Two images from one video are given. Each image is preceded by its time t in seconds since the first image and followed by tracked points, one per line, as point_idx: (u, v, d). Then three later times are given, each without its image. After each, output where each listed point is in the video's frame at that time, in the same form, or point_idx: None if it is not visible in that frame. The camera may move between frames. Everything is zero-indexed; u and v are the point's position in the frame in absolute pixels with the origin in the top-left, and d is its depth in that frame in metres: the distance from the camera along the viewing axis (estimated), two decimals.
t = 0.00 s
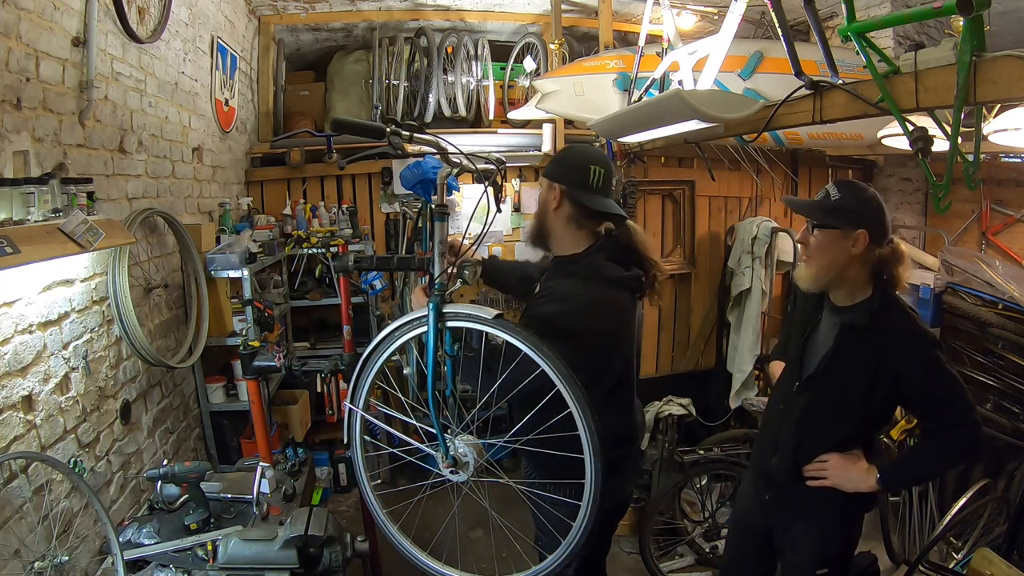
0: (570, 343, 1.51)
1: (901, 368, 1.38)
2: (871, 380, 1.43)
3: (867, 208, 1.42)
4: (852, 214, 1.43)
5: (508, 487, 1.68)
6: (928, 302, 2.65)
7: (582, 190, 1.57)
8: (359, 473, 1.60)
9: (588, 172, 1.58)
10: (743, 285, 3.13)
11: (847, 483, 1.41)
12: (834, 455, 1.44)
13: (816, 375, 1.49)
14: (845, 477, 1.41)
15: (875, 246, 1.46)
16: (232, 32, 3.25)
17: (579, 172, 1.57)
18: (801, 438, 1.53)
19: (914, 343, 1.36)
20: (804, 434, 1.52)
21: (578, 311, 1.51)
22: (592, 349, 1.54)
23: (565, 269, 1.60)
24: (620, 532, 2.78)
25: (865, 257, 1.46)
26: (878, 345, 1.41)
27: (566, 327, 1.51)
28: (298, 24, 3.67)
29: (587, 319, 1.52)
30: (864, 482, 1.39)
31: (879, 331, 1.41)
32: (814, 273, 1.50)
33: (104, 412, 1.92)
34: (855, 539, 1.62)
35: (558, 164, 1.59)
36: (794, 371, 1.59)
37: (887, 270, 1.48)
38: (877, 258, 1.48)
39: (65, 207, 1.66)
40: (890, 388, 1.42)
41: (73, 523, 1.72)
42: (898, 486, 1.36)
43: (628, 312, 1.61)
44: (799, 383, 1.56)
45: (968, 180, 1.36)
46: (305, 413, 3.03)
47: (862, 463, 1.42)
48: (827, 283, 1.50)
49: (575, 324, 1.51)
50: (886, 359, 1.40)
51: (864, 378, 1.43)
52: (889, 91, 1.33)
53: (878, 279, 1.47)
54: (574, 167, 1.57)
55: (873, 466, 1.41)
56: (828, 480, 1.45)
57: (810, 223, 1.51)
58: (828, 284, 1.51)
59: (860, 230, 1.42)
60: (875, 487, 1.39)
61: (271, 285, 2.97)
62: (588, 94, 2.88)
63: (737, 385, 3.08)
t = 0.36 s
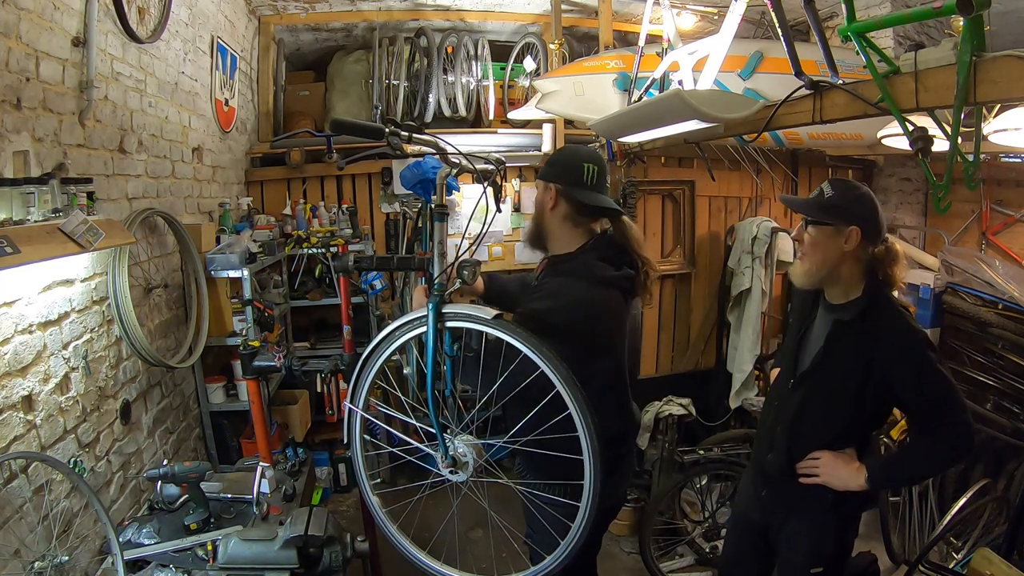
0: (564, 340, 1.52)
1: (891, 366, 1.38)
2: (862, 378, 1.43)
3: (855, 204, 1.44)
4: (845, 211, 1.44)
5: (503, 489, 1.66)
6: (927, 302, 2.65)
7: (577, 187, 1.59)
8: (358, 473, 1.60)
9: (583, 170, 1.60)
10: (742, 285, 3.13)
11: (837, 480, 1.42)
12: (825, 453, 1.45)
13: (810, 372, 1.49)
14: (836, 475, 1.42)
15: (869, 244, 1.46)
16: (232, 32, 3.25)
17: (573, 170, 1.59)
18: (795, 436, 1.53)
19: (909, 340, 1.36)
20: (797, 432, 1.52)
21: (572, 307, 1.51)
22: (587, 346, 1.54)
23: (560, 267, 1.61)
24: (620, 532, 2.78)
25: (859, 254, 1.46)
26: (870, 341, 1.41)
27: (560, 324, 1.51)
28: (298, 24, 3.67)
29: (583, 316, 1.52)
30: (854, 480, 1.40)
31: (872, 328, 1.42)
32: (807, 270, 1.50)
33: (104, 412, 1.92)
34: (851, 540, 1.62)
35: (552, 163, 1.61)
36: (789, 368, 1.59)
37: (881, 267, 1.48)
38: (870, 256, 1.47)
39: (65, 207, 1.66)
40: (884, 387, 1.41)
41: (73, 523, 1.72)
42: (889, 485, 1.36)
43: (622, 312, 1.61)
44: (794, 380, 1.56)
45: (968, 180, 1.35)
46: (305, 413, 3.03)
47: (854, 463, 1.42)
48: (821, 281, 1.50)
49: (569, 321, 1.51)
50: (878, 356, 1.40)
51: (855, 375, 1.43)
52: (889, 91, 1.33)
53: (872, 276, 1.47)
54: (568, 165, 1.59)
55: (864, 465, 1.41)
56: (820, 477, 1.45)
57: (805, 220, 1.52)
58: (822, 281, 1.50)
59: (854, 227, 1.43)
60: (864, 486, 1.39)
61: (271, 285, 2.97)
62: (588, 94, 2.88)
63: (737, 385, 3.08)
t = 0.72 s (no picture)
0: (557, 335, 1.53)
1: (890, 364, 1.37)
2: (861, 376, 1.43)
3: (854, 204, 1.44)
4: (845, 211, 1.45)
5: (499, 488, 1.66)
6: (927, 302, 2.65)
7: (577, 191, 1.58)
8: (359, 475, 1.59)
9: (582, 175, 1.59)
10: (742, 285, 3.13)
11: (837, 478, 1.42)
12: (824, 450, 1.45)
13: (810, 371, 1.49)
14: (835, 472, 1.42)
15: (868, 243, 1.45)
16: (232, 32, 3.25)
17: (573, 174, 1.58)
18: (795, 434, 1.53)
19: (908, 339, 1.36)
20: (797, 430, 1.52)
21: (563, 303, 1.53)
22: (579, 341, 1.54)
23: (553, 261, 1.62)
24: (620, 531, 2.78)
25: (858, 254, 1.46)
26: (868, 339, 1.41)
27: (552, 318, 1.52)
28: (298, 24, 3.67)
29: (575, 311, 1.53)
30: (852, 478, 1.40)
31: (870, 326, 1.42)
32: (807, 270, 1.50)
33: (104, 412, 1.92)
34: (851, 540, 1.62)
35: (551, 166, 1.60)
36: (789, 367, 1.59)
37: (879, 266, 1.47)
38: (869, 254, 1.47)
39: (65, 207, 1.66)
40: (883, 387, 1.42)
41: (73, 523, 1.72)
42: (888, 482, 1.36)
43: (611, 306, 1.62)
44: (794, 378, 1.56)
45: (968, 179, 1.35)
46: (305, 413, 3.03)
47: (853, 460, 1.43)
48: (821, 280, 1.49)
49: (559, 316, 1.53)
50: (876, 354, 1.40)
51: (854, 374, 1.43)
52: (889, 91, 1.33)
53: (870, 275, 1.46)
54: (568, 169, 1.58)
55: (864, 462, 1.41)
56: (820, 474, 1.46)
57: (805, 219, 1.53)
58: (823, 281, 1.49)
59: (854, 227, 1.43)
60: (863, 483, 1.39)
61: (271, 285, 2.98)
62: (588, 94, 2.88)
63: (738, 385, 3.08)
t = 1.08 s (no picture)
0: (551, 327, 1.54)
1: (892, 362, 1.38)
2: (863, 376, 1.42)
3: (857, 205, 1.44)
4: (849, 211, 1.44)
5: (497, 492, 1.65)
6: (927, 302, 2.66)
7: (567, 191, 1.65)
8: (360, 479, 1.59)
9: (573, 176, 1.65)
10: (742, 285, 3.13)
11: (841, 476, 1.42)
12: (828, 449, 1.45)
13: (812, 371, 1.49)
14: (840, 470, 1.42)
15: (870, 242, 1.45)
16: (232, 32, 3.25)
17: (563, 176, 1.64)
18: (797, 433, 1.53)
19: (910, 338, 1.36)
20: (800, 430, 1.52)
21: (555, 293, 1.55)
22: (573, 334, 1.56)
23: (551, 257, 1.63)
24: (621, 531, 2.78)
25: (860, 254, 1.46)
26: (869, 339, 1.41)
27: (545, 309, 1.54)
28: (298, 24, 3.67)
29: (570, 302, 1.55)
30: (856, 476, 1.40)
31: (871, 326, 1.42)
32: (812, 271, 1.50)
33: (104, 412, 1.92)
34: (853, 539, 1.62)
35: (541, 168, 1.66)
36: (790, 367, 1.59)
37: (880, 265, 1.48)
38: (870, 253, 1.47)
39: (65, 207, 1.66)
40: (884, 385, 1.41)
41: (73, 523, 1.72)
42: (891, 480, 1.36)
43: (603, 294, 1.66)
44: (796, 378, 1.55)
45: (968, 179, 1.35)
46: (305, 413, 3.03)
47: (857, 457, 1.42)
48: (824, 281, 1.50)
49: (553, 307, 1.55)
50: (876, 353, 1.40)
51: (855, 373, 1.43)
52: (889, 91, 1.33)
53: (871, 275, 1.46)
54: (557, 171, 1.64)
55: (867, 460, 1.41)
56: (823, 473, 1.45)
57: (809, 220, 1.52)
58: (825, 282, 1.49)
59: (859, 227, 1.44)
60: (867, 481, 1.39)
61: (271, 284, 2.98)
62: (588, 94, 2.88)
63: (738, 385, 3.09)
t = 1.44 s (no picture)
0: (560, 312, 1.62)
1: (895, 361, 1.38)
2: (866, 376, 1.42)
3: (858, 205, 1.44)
4: (851, 212, 1.44)
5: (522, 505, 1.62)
6: (927, 302, 2.66)
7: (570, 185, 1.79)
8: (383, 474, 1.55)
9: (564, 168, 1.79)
10: (743, 286, 3.13)
11: (844, 476, 1.41)
12: (832, 450, 1.44)
13: (814, 372, 1.49)
14: (842, 471, 1.41)
15: (873, 242, 1.45)
16: (232, 32, 3.25)
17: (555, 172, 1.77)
18: (801, 434, 1.53)
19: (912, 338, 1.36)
20: (804, 430, 1.52)
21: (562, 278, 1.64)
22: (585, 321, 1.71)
23: (560, 242, 1.76)
24: (622, 532, 2.78)
25: (862, 256, 1.46)
26: (873, 339, 1.41)
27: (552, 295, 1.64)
28: (298, 24, 3.67)
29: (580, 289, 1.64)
30: (860, 476, 1.39)
31: (874, 326, 1.42)
32: (815, 274, 1.49)
33: (104, 412, 1.92)
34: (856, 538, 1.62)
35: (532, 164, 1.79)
36: (794, 368, 1.59)
37: (881, 266, 1.48)
38: (874, 254, 1.47)
39: (65, 207, 1.66)
40: (885, 385, 1.42)
41: (73, 523, 1.72)
42: (895, 479, 1.36)
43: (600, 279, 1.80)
44: (798, 379, 1.55)
45: (968, 179, 1.36)
46: (305, 413, 3.03)
47: (860, 457, 1.42)
48: (828, 283, 1.49)
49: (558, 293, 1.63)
50: (880, 353, 1.40)
51: (859, 373, 1.43)
52: (889, 91, 1.33)
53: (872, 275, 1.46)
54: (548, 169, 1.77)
55: (870, 459, 1.41)
56: (827, 473, 1.45)
57: (809, 222, 1.52)
58: (829, 284, 1.49)
59: (863, 228, 1.44)
60: (871, 481, 1.39)
61: (271, 284, 2.98)
62: (588, 94, 2.88)
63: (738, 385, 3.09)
